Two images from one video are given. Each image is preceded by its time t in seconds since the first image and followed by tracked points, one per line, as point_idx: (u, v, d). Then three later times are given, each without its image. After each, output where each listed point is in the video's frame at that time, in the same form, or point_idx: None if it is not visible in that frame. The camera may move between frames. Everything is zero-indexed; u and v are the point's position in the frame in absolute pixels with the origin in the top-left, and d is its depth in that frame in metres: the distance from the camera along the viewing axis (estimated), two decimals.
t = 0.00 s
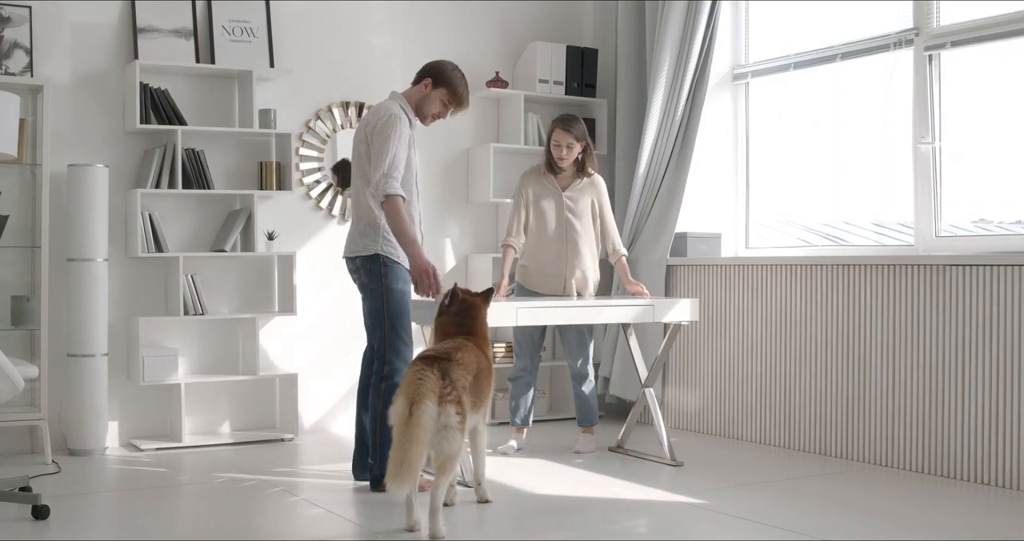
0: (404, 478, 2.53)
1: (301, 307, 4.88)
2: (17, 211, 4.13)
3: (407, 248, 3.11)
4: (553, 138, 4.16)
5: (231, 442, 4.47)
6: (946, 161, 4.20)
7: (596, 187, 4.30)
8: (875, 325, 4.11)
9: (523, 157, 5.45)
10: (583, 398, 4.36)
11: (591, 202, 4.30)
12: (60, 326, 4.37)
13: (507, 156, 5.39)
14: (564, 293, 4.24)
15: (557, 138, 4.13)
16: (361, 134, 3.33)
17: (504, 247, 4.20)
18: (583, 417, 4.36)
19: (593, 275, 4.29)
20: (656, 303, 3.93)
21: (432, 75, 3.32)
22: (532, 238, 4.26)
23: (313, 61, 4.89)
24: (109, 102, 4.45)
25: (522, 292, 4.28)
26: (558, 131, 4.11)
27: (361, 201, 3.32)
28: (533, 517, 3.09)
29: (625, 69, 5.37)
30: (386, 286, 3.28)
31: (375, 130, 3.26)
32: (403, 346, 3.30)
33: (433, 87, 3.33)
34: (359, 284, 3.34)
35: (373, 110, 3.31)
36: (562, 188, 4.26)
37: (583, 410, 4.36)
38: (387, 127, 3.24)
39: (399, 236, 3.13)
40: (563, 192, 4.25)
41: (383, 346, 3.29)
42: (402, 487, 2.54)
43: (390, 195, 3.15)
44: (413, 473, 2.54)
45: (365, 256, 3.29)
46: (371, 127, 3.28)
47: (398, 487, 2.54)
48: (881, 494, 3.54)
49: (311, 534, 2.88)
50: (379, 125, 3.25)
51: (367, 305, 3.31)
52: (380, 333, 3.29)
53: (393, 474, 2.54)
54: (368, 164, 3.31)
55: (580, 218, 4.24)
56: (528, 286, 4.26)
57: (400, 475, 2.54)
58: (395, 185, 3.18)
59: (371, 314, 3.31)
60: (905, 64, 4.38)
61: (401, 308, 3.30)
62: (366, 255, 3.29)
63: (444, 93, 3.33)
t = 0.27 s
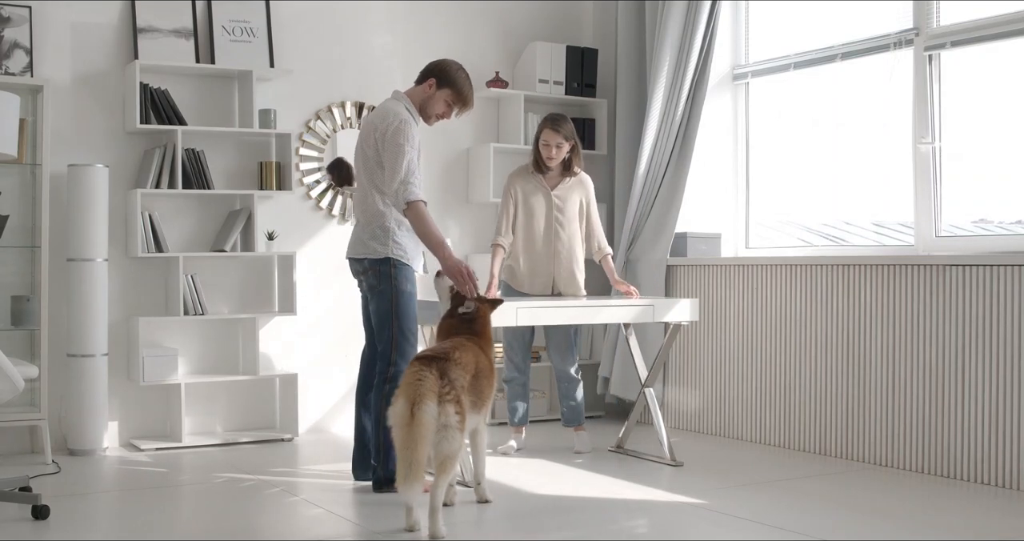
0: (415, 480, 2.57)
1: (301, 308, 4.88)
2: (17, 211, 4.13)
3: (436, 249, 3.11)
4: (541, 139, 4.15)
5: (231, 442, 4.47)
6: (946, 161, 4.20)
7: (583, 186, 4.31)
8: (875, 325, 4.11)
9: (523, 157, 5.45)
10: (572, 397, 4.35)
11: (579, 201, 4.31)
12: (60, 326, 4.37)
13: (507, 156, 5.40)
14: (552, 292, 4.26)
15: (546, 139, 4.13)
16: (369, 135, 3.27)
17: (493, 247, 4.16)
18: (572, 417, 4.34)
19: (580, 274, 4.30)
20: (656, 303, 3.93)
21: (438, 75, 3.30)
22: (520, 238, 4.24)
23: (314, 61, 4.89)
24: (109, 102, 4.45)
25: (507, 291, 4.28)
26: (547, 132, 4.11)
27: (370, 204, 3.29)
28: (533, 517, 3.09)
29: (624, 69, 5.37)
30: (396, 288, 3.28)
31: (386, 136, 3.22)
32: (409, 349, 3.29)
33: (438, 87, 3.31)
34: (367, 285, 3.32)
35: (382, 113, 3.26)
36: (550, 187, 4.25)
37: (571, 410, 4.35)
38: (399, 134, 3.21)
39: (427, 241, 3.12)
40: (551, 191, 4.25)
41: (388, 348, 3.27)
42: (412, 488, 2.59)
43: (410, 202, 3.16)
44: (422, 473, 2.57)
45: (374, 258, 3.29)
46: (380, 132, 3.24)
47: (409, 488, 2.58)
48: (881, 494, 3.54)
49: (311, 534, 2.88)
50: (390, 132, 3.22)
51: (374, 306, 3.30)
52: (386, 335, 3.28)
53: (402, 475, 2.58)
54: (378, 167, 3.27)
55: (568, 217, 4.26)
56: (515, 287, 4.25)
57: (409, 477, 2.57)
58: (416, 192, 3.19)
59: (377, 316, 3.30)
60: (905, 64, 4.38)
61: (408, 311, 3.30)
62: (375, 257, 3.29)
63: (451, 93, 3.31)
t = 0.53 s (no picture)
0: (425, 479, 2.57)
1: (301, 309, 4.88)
2: (17, 211, 4.13)
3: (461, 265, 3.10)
4: (535, 138, 4.15)
5: (230, 442, 4.47)
6: (946, 160, 4.19)
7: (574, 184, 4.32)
8: (875, 325, 4.11)
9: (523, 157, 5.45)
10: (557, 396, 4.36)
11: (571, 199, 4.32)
12: (60, 326, 4.37)
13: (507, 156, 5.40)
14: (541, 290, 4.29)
15: (540, 138, 4.13)
16: (380, 138, 3.22)
17: (488, 247, 4.13)
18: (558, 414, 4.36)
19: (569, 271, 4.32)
20: (656, 303, 3.93)
21: (446, 78, 3.26)
22: (513, 238, 4.22)
23: (314, 61, 4.89)
24: (109, 102, 4.45)
25: (497, 290, 4.27)
26: (541, 131, 4.11)
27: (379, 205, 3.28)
28: (533, 517, 3.09)
29: (624, 69, 5.37)
30: (403, 291, 3.28)
31: (400, 143, 3.18)
32: (409, 352, 3.29)
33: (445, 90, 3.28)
34: (373, 285, 3.30)
35: (394, 117, 3.21)
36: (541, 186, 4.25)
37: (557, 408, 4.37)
38: (414, 142, 3.18)
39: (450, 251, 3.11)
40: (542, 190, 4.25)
41: (388, 349, 3.27)
42: (422, 488, 2.59)
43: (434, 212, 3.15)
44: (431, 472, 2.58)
45: (382, 259, 3.28)
46: (392, 138, 3.19)
47: (420, 488, 2.59)
48: (881, 494, 3.54)
49: (311, 534, 2.88)
50: (404, 138, 3.18)
51: (377, 306, 3.29)
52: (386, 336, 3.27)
53: (414, 475, 2.58)
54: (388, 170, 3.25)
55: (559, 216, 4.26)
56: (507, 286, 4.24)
57: (420, 476, 2.57)
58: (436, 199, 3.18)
59: (380, 317, 3.29)
60: (905, 64, 4.38)
61: (411, 314, 3.30)
62: (384, 258, 3.28)
63: (458, 96, 3.27)
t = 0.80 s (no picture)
0: (418, 481, 2.57)
1: (301, 309, 4.88)
2: (17, 211, 4.13)
3: (470, 276, 3.08)
4: (530, 138, 4.15)
5: (230, 442, 4.47)
6: (946, 161, 4.20)
7: (570, 183, 4.32)
8: (876, 325, 4.10)
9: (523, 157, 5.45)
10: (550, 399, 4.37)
11: (567, 198, 4.32)
12: (60, 326, 4.37)
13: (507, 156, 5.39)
14: (532, 290, 4.26)
15: (535, 137, 4.13)
16: (389, 143, 3.19)
17: (486, 247, 4.16)
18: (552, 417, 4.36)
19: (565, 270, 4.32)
20: (656, 303, 3.93)
21: (453, 82, 3.24)
22: (509, 238, 4.23)
23: (314, 61, 4.89)
24: (109, 102, 4.45)
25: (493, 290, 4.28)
26: (539, 131, 4.10)
27: (386, 209, 3.25)
28: (533, 516, 3.09)
29: (625, 69, 5.37)
30: (407, 292, 3.28)
31: (412, 150, 3.16)
32: (407, 353, 3.30)
33: (451, 93, 3.26)
34: (377, 284, 3.29)
35: (404, 122, 3.18)
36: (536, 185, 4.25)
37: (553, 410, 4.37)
38: (427, 151, 3.16)
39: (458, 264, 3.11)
40: (537, 189, 4.25)
41: (387, 350, 3.27)
42: (417, 489, 2.59)
43: (446, 225, 3.14)
44: (426, 474, 2.57)
45: (389, 260, 3.26)
46: (404, 145, 3.16)
47: (415, 489, 2.59)
48: (881, 494, 3.54)
49: (311, 534, 2.88)
50: (417, 146, 3.16)
51: (379, 306, 3.28)
52: (386, 336, 3.27)
53: (409, 476, 2.58)
54: (397, 174, 3.22)
55: (557, 216, 4.27)
56: (503, 286, 4.24)
57: (415, 477, 2.58)
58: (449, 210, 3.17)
59: (381, 317, 3.28)
60: (905, 64, 4.38)
61: (412, 316, 3.31)
62: (390, 260, 3.26)
63: (465, 101, 3.26)
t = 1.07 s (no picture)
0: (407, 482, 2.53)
1: (301, 309, 4.88)
2: (17, 211, 4.13)
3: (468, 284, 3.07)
4: (529, 139, 4.15)
5: (230, 442, 4.47)
6: (946, 161, 4.19)
7: (569, 183, 4.33)
8: (876, 325, 4.10)
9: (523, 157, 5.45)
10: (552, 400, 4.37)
11: (566, 198, 4.32)
12: (59, 326, 4.37)
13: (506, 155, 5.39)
14: (527, 289, 4.24)
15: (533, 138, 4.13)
16: (394, 146, 3.17)
17: (483, 247, 4.20)
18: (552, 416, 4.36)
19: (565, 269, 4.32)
20: (656, 303, 3.93)
21: (459, 85, 3.24)
22: (506, 239, 4.24)
23: (313, 61, 4.89)
24: (110, 102, 4.45)
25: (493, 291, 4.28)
26: (538, 130, 4.11)
27: (389, 211, 3.24)
28: (533, 517, 3.09)
29: (624, 69, 5.37)
30: (411, 293, 3.28)
31: (416, 154, 3.15)
32: (408, 354, 3.30)
33: (456, 96, 3.26)
34: (380, 285, 3.29)
35: (409, 125, 3.16)
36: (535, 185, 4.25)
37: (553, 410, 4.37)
38: (431, 156, 3.15)
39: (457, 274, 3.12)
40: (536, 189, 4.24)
41: (388, 350, 3.27)
42: (405, 489, 2.56)
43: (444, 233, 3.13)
44: (415, 475, 2.54)
45: (392, 261, 3.26)
46: (409, 148, 3.15)
47: (402, 489, 2.56)
48: (881, 494, 3.54)
49: (311, 534, 2.88)
50: (421, 151, 3.14)
51: (381, 307, 3.29)
52: (388, 337, 3.27)
53: (397, 477, 2.54)
54: (400, 176, 3.20)
55: (557, 215, 4.27)
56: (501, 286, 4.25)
57: (404, 478, 2.54)
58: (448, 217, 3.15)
59: (383, 317, 3.28)
60: (905, 64, 4.38)
61: (415, 317, 3.31)
62: (393, 261, 3.26)
63: (470, 104, 3.26)
